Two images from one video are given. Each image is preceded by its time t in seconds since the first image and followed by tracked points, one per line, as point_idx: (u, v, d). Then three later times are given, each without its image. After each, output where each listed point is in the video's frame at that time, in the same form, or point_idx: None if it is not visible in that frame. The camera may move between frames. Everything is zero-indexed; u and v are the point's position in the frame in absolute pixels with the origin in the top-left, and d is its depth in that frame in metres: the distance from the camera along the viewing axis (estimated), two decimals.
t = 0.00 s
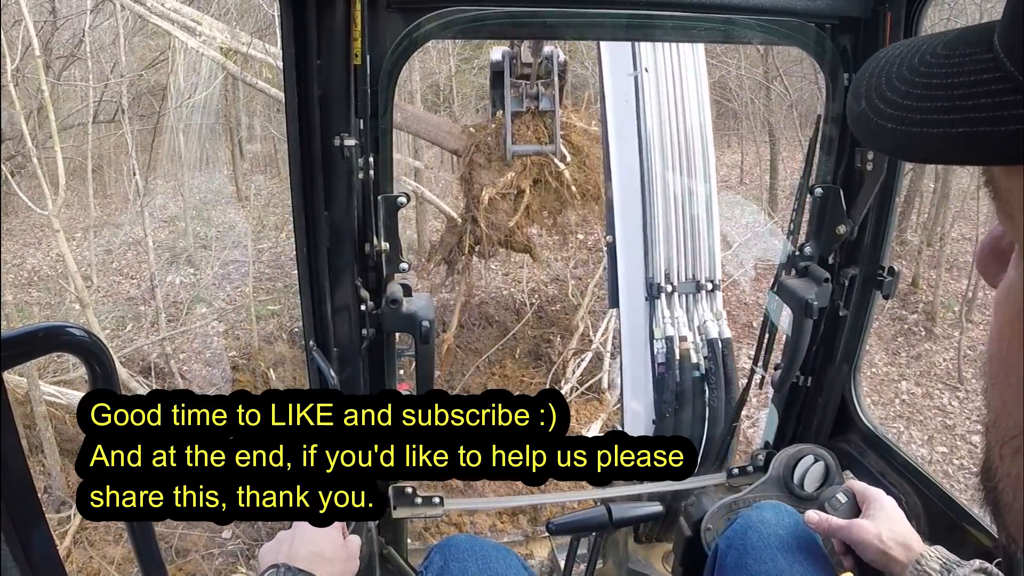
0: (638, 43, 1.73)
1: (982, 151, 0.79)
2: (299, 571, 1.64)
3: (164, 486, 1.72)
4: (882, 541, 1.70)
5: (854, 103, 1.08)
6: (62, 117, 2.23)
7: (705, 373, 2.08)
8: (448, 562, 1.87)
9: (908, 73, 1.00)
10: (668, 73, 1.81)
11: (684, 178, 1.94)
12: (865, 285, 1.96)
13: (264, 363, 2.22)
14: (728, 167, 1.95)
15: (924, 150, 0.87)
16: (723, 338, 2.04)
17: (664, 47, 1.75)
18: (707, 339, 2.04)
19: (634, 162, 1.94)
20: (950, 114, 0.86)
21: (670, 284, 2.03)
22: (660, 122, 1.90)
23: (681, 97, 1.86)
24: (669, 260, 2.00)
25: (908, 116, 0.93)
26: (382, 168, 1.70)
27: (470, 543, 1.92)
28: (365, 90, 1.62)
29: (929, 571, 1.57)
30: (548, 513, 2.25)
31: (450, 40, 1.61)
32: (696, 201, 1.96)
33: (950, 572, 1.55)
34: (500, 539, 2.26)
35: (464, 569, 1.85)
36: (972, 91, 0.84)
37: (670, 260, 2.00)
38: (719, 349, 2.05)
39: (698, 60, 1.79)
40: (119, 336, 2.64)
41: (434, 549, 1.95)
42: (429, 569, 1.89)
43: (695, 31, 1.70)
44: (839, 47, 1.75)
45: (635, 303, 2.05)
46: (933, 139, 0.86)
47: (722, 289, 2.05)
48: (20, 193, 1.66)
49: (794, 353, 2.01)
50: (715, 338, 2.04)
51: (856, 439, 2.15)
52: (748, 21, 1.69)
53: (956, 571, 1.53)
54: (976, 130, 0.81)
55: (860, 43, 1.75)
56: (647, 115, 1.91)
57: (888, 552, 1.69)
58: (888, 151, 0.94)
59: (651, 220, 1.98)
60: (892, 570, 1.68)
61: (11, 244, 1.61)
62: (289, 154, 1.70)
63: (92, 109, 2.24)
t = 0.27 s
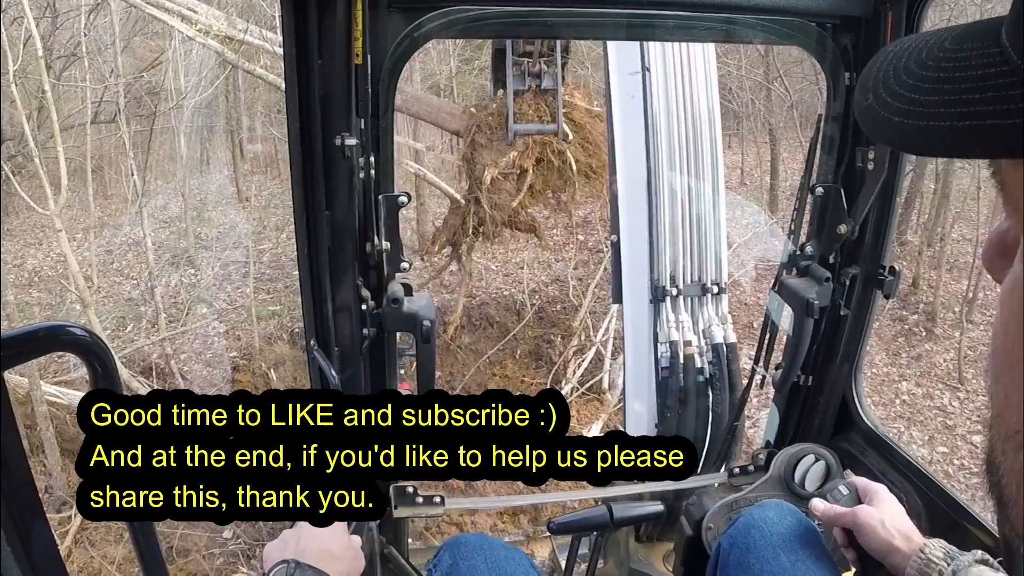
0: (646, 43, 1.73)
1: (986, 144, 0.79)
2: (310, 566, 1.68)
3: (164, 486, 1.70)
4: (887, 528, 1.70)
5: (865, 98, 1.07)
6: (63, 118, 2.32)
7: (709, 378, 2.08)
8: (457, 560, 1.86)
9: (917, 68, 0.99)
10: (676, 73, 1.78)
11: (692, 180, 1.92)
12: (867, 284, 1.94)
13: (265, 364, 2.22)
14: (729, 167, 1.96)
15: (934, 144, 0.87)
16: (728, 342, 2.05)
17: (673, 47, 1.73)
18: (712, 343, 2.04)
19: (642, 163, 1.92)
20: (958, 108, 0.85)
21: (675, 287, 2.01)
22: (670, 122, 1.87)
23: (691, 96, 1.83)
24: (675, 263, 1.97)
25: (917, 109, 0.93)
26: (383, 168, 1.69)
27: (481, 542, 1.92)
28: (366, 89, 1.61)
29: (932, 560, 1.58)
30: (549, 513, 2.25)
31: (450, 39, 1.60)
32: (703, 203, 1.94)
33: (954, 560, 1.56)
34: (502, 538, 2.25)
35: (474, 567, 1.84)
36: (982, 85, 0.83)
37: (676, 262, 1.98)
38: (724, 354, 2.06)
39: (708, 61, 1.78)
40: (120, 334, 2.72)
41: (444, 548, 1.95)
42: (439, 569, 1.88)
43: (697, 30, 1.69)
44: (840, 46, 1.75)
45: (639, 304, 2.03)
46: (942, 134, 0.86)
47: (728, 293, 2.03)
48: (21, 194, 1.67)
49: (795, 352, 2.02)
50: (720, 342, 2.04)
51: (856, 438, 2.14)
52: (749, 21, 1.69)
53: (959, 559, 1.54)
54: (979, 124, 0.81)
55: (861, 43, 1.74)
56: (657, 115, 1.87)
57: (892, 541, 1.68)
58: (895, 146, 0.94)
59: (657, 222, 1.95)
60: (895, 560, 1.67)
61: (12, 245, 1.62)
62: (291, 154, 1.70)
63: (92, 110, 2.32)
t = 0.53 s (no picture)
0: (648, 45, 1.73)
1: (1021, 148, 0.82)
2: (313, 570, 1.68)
3: (164, 486, 1.70)
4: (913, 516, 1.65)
5: (875, 100, 1.07)
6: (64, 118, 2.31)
7: (710, 380, 2.09)
8: (468, 562, 1.86)
9: (933, 70, 0.99)
10: (679, 76, 1.80)
11: (693, 182, 1.94)
12: (867, 285, 1.94)
13: (265, 365, 2.21)
14: (730, 167, 1.96)
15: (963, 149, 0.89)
16: (729, 343, 2.05)
17: (676, 51, 1.75)
18: (714, 344, 2.05)
19: (642, 165, 1.94)
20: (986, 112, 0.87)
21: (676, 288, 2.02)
22: (671, 125, 1.89)
23: (693, 101, 1.85)
24: (677, 265, 1.98)
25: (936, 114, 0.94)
26: (383, 169, 1.69)
27: (492, 543, 1.92)
28: (366, 90, 1.61)
29: (949, 547, 1.50)
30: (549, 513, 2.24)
31: (450, 40, 1.60)
32: (704, 205, 1.96)
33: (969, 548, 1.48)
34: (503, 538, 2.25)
35: (484, 569, 1.84)
36: (1007, 89, 0.85)
37: (676, 264, 1.99)
38: (724, 356, 2.07)
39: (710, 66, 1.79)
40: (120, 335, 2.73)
41: (456, 549, 1.95)
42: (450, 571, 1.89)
43: (698, 31, 1.69)
44: (840, 47, 1.74)
45: (640, 306, 2.03)
46: (975, 136, 0.87)
47: (729, 294, 2.05)
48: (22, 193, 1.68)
49: (795, 352, 2.03)
50: (722, 344, 2.05)
51: (857, 439, 2.13)
52: (749, 22, 1.68)
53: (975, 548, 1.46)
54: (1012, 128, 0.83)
55: (862, 44, 1.74)
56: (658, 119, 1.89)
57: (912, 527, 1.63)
58: (917, 151, 0.95)
59: (658, 224, 1.96)
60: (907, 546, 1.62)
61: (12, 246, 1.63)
62: (291, 154, 1.70)
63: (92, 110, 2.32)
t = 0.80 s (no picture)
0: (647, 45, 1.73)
1: (965, 156, 0.79)
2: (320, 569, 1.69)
3: (164, 486, 1.67)
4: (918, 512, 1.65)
5: (846, 114, 1.06)
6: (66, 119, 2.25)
7: (709, 380, 2.08)
8: (478, 560, 1.87)
9: (897, 81, 0.98)
10: (678, 75, 1.79)
11: (692, 182, 1.93)
12: (867, 285, 1.95)
13: (266, 364, 2.22)
14: (731, 167, 1.95)
15: (914, 159, 0.87)
16: (729, 344, 2.04)
17: (675, 50, 1.75)
18: (713, 344, 2.04)
19: (642, 164, 1.92)
20: (936, 122, 0.86)
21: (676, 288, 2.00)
22: (670, 124, 1.88)
23: (692, 100, 1.84)
24: (676, 265, 1.97)
25: (896, 127, 0.92)
26: (383, 169, 1.70)
27: (501, 540, 1.92)
28: (366, 90, 1.62)
29: (953, 544, 1.52)
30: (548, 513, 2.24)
31: (448, 40, 1.60)
32: (704, 206, 1.94)
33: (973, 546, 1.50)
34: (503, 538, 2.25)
35: (494, 567, 1.84)
36: (958, 100, 0.84)
37: (676, 264, 1.97)
38: (724, 356, 2.06)
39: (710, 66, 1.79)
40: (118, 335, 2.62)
41: (466, 546, 1.95)
42: (459, 568, 1.89)
43: (696, 32, 1.69)
44: (840, 48, 1.74)
45: (639, 306, 2.02)
46: (926, 146, 0.86)
47: (728, 295, 2.04)
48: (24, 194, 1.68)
49: (794, 354, 2.02)
50: (721, 345, 2.04)
51: (857, 439, 2.14)
52: (749, 22, 1.68)
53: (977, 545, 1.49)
54: (959, 135, 0.81)
55: (861, 44, 1.74)
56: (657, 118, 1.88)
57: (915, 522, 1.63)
58: (875, 162, 0.94)
59: (658, 224, 1.94)
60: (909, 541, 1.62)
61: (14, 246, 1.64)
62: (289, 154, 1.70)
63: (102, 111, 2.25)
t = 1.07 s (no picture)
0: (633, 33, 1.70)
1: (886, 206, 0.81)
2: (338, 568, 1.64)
3: (164, 486, 1.69)
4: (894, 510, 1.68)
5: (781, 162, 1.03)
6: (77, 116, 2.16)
7: (696, 376, 2.07)
8: (460, 559, 1.86)
9: (830, 130, 0.97)
10: (664, 65, 1.75)
11: (681, 178, 1.87)
12: (853, 280, 1.95)
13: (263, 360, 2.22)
14: (738, 170, 1.90)
15: (848, 210, 0.86)
16: (715, 340, 2.04)
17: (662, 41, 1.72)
18: (699, 340, 2.03)
19: (628, 158, 1.85)
20: (864, 173, 0.85)
21: (662, 285, 1.96)
22: (659, 117, 1.80)
23: (680, 92, 1.79)
24: (663, 262, 1.93)
25: (824, 177, 0.91)
26: (370, 165, 1.70)
27: (483, 542, 1.92)
28: (354, 86, 1.62)
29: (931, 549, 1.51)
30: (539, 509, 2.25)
31: (434, 35, 1.60)
32: (690, 202, 1.90)
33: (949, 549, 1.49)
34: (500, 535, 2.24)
35: (476, 567, 1.83)
36: (883, 152, 0.83)
37: (663, 260, 1.93)
38: (710, 351, 2.06)
39: (701, 61, 1.77)
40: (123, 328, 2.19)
41: (450, 548, 1.95)
42: (441, 568, 1.88)
43: (683, 27, 1.71)
44: (827, 43, 1.75)
45: (625, 302, 1.98)
46: (857, 197, 0.85)
47: (715, 291, 2.01)
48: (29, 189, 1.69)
49: (780, 347, 2.03)
50: (707, 341, 2.04)
51: (844, 436, 2.16)
52: (735, 17, 1.70)
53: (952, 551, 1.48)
54: (878, 186, 0.82)
55: (848, 40, 1.75)
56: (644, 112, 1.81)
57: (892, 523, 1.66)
58: (809, 212, 0.92)
59: (644, 220, 1.89)
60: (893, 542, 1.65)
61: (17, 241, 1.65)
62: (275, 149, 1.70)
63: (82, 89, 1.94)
